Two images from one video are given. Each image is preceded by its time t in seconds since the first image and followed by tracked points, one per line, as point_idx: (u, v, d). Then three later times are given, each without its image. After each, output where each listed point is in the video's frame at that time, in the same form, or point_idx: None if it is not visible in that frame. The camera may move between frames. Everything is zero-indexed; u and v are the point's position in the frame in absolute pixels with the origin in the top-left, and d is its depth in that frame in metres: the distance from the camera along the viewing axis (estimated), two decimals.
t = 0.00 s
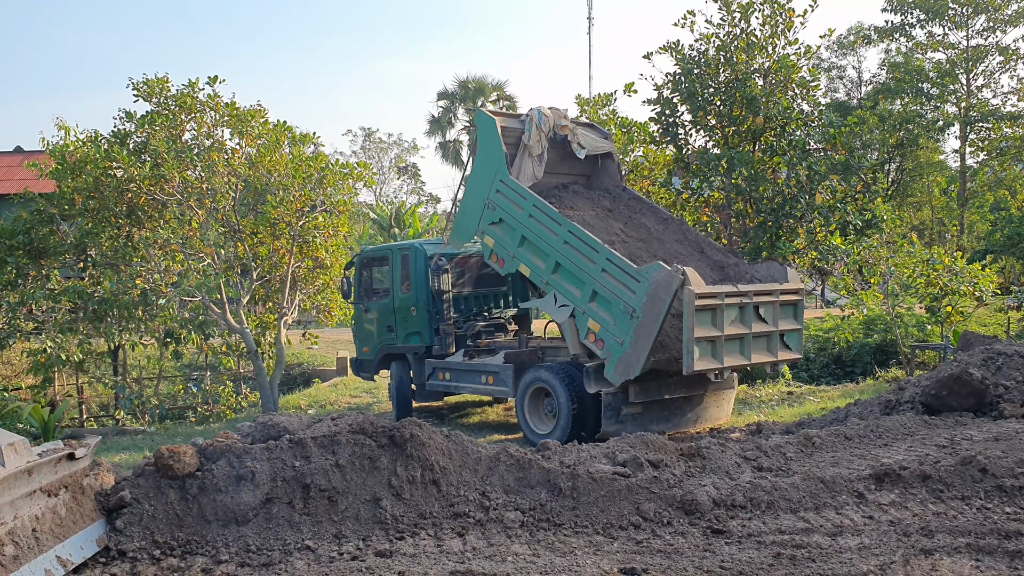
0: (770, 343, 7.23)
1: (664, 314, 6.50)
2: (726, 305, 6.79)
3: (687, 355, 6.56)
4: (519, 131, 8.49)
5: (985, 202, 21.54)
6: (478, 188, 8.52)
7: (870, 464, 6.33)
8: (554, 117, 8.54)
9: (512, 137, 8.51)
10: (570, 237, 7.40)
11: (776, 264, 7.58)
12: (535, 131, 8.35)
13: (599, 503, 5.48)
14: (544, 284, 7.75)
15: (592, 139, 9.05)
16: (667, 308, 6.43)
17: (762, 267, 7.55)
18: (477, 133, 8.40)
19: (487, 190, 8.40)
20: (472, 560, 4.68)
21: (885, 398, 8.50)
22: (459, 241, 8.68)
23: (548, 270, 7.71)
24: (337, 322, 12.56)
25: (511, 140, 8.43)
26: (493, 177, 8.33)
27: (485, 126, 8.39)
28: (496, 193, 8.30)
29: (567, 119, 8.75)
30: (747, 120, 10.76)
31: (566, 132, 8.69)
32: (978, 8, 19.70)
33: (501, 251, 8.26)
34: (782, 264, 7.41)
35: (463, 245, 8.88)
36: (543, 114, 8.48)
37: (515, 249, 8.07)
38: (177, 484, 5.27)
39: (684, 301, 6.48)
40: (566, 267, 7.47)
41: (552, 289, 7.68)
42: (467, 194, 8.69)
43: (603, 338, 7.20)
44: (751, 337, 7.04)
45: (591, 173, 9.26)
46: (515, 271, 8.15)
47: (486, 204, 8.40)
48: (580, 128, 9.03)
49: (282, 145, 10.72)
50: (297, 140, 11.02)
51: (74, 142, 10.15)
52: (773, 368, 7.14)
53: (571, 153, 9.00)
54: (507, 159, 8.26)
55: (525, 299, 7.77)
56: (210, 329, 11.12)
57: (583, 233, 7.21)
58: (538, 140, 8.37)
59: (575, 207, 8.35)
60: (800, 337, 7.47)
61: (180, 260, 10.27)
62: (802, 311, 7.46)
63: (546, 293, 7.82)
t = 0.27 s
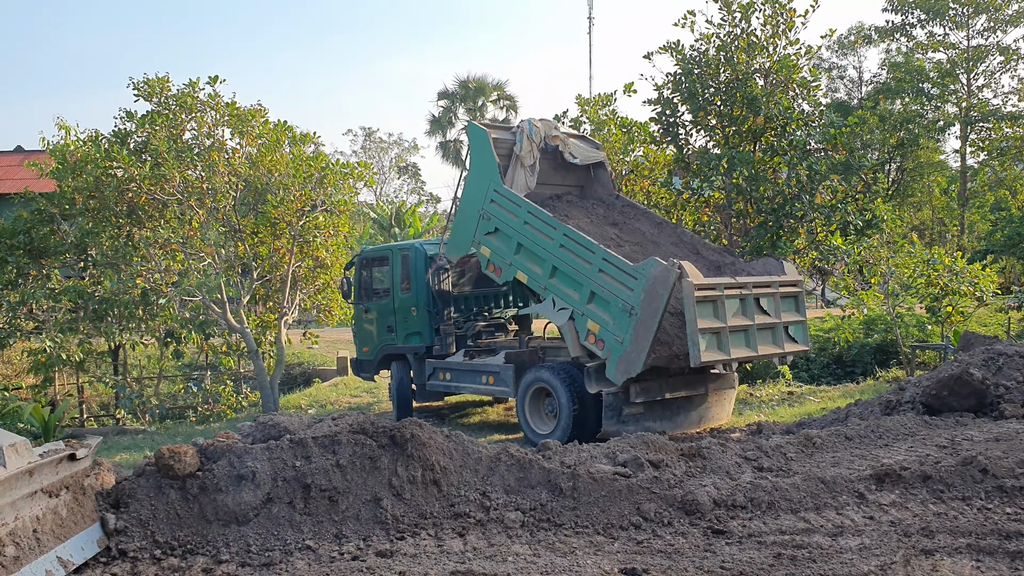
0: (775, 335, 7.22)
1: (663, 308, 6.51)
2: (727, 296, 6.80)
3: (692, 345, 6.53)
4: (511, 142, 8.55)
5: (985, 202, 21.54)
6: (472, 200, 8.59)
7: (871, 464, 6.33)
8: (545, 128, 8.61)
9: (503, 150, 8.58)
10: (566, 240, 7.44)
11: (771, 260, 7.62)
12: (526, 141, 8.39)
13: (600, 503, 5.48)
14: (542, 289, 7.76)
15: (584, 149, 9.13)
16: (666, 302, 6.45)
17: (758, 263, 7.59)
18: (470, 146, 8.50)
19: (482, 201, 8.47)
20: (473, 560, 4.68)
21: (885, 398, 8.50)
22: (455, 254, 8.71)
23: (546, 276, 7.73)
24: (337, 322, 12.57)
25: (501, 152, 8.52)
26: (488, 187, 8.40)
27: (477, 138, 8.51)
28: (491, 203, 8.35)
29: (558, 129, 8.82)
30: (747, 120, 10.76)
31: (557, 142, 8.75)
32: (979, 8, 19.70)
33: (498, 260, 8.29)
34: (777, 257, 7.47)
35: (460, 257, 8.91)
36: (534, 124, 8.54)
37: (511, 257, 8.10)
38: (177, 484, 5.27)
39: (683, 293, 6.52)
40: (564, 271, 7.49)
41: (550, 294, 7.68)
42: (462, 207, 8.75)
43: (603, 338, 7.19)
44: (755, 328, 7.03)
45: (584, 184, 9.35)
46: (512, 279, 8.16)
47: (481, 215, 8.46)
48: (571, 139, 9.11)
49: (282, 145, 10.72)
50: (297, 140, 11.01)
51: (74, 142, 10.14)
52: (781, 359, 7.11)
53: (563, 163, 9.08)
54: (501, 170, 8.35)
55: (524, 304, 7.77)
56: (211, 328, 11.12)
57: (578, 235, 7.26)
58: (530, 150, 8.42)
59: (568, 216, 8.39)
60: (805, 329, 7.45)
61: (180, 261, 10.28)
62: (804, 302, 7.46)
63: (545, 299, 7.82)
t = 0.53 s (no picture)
0: (764, 331, 7.26)
1: (660, 303, 6.53)
2: (719, 292, 6.82)
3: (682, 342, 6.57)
4: (503, 153, 8.62)
5: (986, 202, 21.54)
6: (465, 212, 8.60)
7: (870, 464, 6.32)
8: (536, 139, 8.69)
9: (495, 160, 8.61)
10: (561, 244, 7.46)
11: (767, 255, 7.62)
12: (517, 152, 8.47)
13: (599, 503, 5.47)
14: (539, 294, 7.74)
15: (576, 160, 9.20)
16: (664, 296, 6.48)
17: (754, 259, 7.60)
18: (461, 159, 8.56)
19: (475, 212, 8.49)
20: (472, 560, 4.67)
21: (885, 398, 8.49)
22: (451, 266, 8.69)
23: (542, 280, 7.72)
24: (337, 321, 12.56)
25: (493, 164, 8.56)
26: (480, 198, 8.41)
27: (468, 150, 8.56)
28: (485, 212, 8.36)
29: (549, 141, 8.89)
30: (747, 119, 10.75)
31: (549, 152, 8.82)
32: (979, 8, 19.69)
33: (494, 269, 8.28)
34: (772, 253, 7.49)
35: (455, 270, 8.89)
36: (525, 135, 8.63)
37: (507, 264, 8.09)
38: (176, 483, 5.25)
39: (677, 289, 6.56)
40: (560, 274, 7.50)
41: (547, 298, 7.67)
42: (455, 219, 8.77)
43: (602, 338, 7.17)
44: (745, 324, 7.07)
45: (578, 196, 9.40)
46: (509, 286, 8.14)
47: (475, 225, 8.47)
48: (563, 151, 9.19)
49: (282, 144, 10.69)
50: (297, 139, 10.99)
51: (74, 141, 10.13)
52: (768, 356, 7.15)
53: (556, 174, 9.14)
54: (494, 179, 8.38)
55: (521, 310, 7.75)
56: (210, 327, 11.10)
57: (573, 237, 7.29)
58: (522, 160, 8.50)
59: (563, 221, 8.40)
60: (794, 326, 7.50)
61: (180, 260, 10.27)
62: (795, 300, 7.51)
63: (542, 304, 7.79)
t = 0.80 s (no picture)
0: (743, 329, 7.36)
1: (658, 300, 6.53)
2: (706, 292, 6.89)
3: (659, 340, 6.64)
4: (497, 163, 8.68)
5: (986, 202, 21.53)
6: (461, 220, 8.59)
7: (870, 465, 6.31)
8: (529, 148, 8.74)
9: (489, 168, 8.64)
10: (557, 246, 7.46)
11: (762, 253, 7.65)
12: (510, 161, 8.52)
13: (599, 504, 5.46)
14: (537, 297, 7.73)
15: (570, 169, 9.22)
16: (661, 293, 6.48)
17: (749, 258, 7.63)
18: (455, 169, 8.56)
19: (471, 219, 8.48)
20: (471, 561, 4.66)
21: (885, 399, 8.48)
22: (449, 274, 8.67)
23: (539, 284, 7.71)
24: (337, 321, 12.56)
25: (487, 172, 8.59)
26: (476, 205, 8.41)
27: (462, 160, 8.57)
28: (481, 219, 8.36)
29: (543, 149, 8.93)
30: (747, 119, 10.74)
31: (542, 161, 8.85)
32: (979, 8, 19.70)
33: (491, 276, 8.27)
34: (768, 252, 7.51)
35: (453, 278, 8.87)
36: (518, 145, 8.68)
37: (504, 270, 8.08)
38: (175, 484, 5.24)
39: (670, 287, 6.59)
40: (557, 277, 7.49)
41: (545, 301, 7.66)
42: (451, 229, 8.76)
43: (601, 339, 7.15)
44: (725, 323, 7.16)
45: (573, 205, 9.41)
46: (507, 292, 8.12)
47: (471, 234, 8.46)
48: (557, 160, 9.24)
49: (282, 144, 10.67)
50: (297, 139, 10.98)
51: (73, 140, 10.11)
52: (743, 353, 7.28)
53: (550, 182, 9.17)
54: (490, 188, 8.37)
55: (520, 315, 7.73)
56: (210, 327, 11.08)
57: (569, 239, 7.29)
58: (515, 169, 8.54)
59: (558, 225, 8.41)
60: (773, 324, 7.62)
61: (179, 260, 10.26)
62: (779, 299, 7.59)
63: (541, 307, 7.79)
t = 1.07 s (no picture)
0: (740, 328, 7.38)
1: (655, 299, 6.53)
2: (704, 291, 6.91)
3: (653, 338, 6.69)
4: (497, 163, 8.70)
5: (986, 202, 21.52)
6: (460, 220, 8.60)
7: (870, 465, 6.31)
8: (529, 148, 8.76)
9: (489, 168, 8.66)
10: (555, 246, 7.46)
11: (760, 253, 7.66)
12: (509, 161, 8.55)
13: (599, 503, 5.47)
14: (536, 297, 7.73)
15: (570, 168, 9.21)
16: (658, 292, 6.49)
17: (748, 257, 7.63)
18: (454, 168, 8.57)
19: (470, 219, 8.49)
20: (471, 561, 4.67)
21: (885, 399, 8.48)
22: (449, 274, 8.68)
23: (538, 284, 7.72)
24: (337, 321, 12.56)
25: (487, 172, 8.61)
26: (475, 205, 8.42)
27: (461, 160, 8.58)
28: (480, 219, 8.37)
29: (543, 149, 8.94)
30: (748, 119, 10.74)
31: (542, 161, 8.84)
32: (979, 8, 19.69)
33: (491, 276, 8.27)
34: (766, 252, 7.52)
35: (453, 278, 8.87)
36: (518, 145, 8.70)
37: (503, 269, 8.09)
38: (177, 485, 5.24)
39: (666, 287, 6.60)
40: (556, 276, 7.50)
41: (544, 301, 7.66)
42: (451, 229, 8.77)
43: (599, 338, 7.15)
44: (723, 321, 7.18)
45: (573, 204, 9.41)
46: (506, 292, 8.13)
47: (470, 233, 8.47)
48: (557, 160, 9.23)
49: (282, 143, 10.66)
50: (297, 139, 10.97)
51: (74, 140, 10.11)
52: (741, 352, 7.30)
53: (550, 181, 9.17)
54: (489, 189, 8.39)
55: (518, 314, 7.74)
56: (210, 326, 11.06)
57: (567, 238, 7.29)
58: (515, 169, 8.56)
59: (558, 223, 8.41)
60: (771, 323, 7.63)
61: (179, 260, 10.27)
62: (778, 298, 7.60)
63: (540, 307, 7.79)
